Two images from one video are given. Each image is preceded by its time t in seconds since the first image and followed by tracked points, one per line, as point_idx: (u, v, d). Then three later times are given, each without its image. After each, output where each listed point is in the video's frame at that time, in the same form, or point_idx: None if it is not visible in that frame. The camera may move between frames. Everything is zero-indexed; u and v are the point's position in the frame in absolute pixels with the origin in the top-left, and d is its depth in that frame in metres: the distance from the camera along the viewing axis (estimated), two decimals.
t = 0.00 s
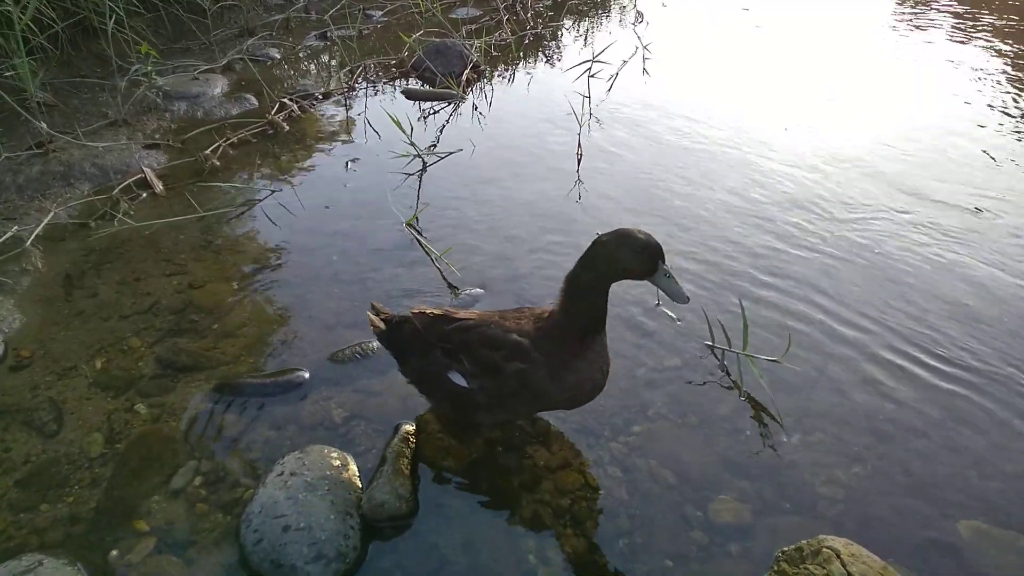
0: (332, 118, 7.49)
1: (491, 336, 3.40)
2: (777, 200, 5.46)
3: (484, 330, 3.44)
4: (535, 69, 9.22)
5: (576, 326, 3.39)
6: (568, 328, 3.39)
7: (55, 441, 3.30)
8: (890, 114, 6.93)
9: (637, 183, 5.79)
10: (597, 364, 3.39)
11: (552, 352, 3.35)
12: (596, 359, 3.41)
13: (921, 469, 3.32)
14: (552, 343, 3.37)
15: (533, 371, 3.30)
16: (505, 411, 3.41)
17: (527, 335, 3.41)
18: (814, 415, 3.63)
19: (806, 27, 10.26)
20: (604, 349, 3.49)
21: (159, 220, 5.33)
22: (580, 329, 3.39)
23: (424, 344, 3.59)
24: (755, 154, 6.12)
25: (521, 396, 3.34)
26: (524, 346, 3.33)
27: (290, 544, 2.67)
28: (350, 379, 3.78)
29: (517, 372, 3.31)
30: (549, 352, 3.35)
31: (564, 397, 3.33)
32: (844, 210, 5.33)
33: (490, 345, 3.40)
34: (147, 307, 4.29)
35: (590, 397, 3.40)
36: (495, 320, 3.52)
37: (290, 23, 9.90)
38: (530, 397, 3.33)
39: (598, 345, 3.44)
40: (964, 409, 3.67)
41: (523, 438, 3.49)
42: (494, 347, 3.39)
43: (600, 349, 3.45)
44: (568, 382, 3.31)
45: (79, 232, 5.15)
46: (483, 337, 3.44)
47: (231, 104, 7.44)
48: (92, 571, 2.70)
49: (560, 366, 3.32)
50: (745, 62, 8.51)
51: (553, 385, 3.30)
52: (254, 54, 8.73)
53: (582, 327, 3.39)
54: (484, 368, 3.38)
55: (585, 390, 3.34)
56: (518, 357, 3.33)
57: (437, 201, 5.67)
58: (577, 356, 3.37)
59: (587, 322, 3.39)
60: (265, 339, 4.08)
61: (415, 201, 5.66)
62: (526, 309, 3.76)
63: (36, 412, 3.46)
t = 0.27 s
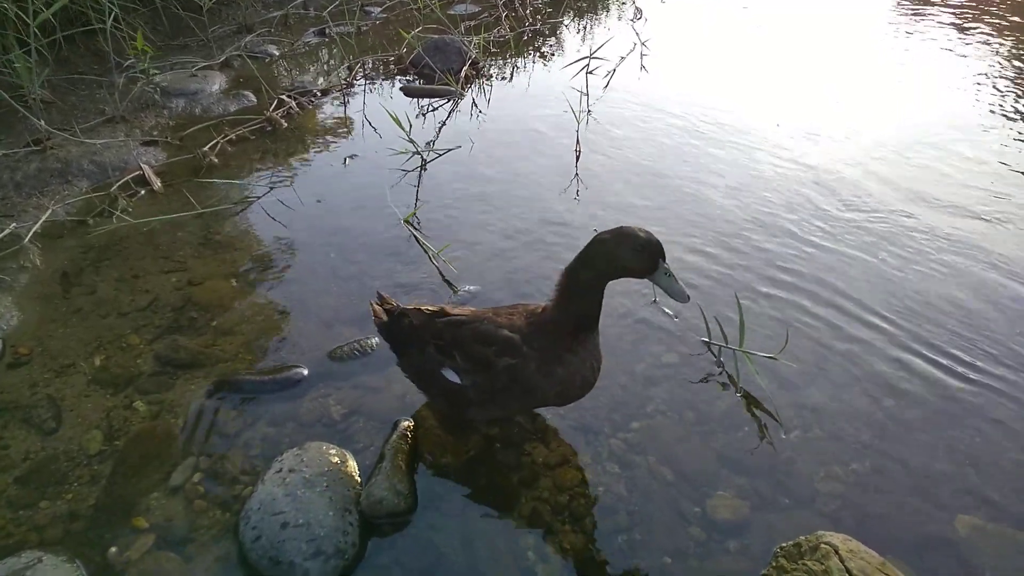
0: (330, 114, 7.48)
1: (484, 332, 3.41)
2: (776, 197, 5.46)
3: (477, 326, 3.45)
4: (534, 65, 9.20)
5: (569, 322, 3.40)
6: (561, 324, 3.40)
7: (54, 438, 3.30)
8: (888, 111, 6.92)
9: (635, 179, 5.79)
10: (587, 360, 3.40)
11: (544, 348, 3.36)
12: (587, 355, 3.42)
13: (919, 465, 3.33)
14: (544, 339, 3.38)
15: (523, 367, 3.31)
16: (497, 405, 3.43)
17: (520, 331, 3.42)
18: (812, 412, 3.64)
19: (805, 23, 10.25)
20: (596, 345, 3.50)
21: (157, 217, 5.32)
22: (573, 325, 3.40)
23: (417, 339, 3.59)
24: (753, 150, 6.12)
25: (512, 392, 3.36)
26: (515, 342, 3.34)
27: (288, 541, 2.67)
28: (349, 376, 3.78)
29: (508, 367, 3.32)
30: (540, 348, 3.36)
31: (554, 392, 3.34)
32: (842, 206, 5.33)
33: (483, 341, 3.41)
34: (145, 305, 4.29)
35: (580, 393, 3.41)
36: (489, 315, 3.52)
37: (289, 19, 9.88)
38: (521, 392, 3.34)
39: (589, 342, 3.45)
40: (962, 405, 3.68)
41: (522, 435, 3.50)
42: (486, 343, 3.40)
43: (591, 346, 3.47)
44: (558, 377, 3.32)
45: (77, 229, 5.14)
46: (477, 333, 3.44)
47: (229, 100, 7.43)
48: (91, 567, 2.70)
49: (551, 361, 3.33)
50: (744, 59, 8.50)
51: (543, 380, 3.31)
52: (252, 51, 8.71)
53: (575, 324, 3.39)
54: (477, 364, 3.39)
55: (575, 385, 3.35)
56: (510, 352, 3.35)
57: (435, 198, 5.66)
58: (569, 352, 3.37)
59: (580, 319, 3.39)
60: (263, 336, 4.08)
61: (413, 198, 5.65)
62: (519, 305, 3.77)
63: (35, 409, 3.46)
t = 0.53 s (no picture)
0: (325, 106, 7.44)
1: (475, 326, 3.36)
2: (772, 190, 5.45)
3: (468, 320, 3.40)
4: (530, 57, 9.17)
5: (561, 314, 3.37)
6: (553, 316, 3.37)
7: (48, 431, 3.29)
8: (884, 104, 6.92)
9: (631, 171, 5.78)
10: (581, 352, 3.37)
11: (537, 340, 3.32)
12: (580, 347, 3.40)
13: (913, 457, 3.34)
14: (536, 331, 3.35)
15: (515, 359, 3.27)
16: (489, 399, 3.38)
17: (511, 323, 3.38)
18: (807, 404, 3.64)
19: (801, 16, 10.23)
20: (589, 336, 3.48)
21: (151, 210, 5.30)
22: (565, 317, 3.37)
23: (407, 334, 3.52)
24: (750, 143, 6.11)
25: (504, 385, 3.31)
26: (507, 335, 3.30)
27: (283, 534, 2.66)
28: (344, 369, 3.78)
29: (500, 360, 3.28)
30: (532, 340, 3.32)
31: (548, 384, 3.29)
32: (838, 199, 5.33)
33: (474, 335, 3.35)
34: (140, 297, 4.27)
35: (573, 384, 3.37)
36: (479, 309, 3.47)
37: (284, 11, 9.82)
38: (513, 385, 3.30)
39: (582, 334, 3.44)
40: (956, 397, 3.69)
41: (516, 427, 3.49)
42: (477, 336, 3.35)
43: (583, 337, 3.45)
44: (550, 368, 3.28)
45: (71, 222, 5.11)
46: (468, 327, 3.39)
47: (224, 92, 7.39)
48: (86, 560, 2.70)
49: (543, 353, 3.30)
50: (740, 51, 8.48)
51: (535, 372, 3.27)
52: (247, 42, 8.65)
53: (567, 315, 3.37)
54: (468, 358, 3.34)
55: (568, 376, 3.31)
56: (501, 345, 3.30)
57: (430, 190, 5.64)
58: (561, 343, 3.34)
59: (572, 310, 3.37)
60: (258, 329, 4.07)
61: (408, 191, 5.63)
62: (507, 299, 3.72)
63: (28, 403, 3.44)
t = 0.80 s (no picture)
0: (323, 103, 7.44)
1: (470, 324, 3.35)
2: (770, 187, 5.46)
3: (463, 318, 3.39)
4: (528, 54, 9.16)
5: (557, 313, 3.35)
6: (549, 314, 3.35)
7: (46, 429, 3.29)
8: (882, 101, 6.92)
9: (630, 168, 5.77)
10: (576, 352, 3.34)
11: (532, 338, 3.31)
12: (575, 347, 3.36)
13: (911, 455, 3.34)
14: (532, 329, 3.33)
15: (510, 358, 3.26)
16: (485, 396, 3.38)
17: (507, 321, 3.37)
18: (805, 402, 3.65)
19: (800, 13, 10.23)
20: (586, 334, 3.46)
21: (149, 207, 5.29)
22: (561, 315, 3.35)
23: (404, 330, 3.52)
24: (748, 140, 6.11)
25: (499, 383, 3.31)
26: (502, 333, 3.29)
27: (281, 531, 2.66)
28: (342, 366, 3.78)
29: (494, 359, 3.27)
30: (527, 338, 3.31)
31: (543, 382, 3.29)
32: (837, 196, 5.33)
33: (470, 333, 3.35)
34: (138, 295, 4.27)
35: (569, 382, 3.36)
36: (477, 306, 3.46)
37: (282, 8, 9.81)
38: (508, 384, 3.30)
39: (578, 334, 3.39)
40: (954, 394, 3.69)
41: (515, 424, 3.50)
42: (473, 334, 3.34)
43: (580, 338, 3.41)
44: (544, 367, 3.27)
45: (69, 219, 5.11)
46: (463, 325, 3.38)
47: (222, 90, 7.38)
48: (84, 557, 2.70)
49: (538, 352, 3.29)
50: (739, 48, 8.48)
51: (530, 370, 3.26)
52: (245, 39, 8.63)
53: (563, 314, 3.34)
54: (464, 356, 3.34)
55: (564, 374, 3.30)
56: (496, 343, 3.29)
57: (429, 188, 5.64)
58: (557, 342, 3.32)
59: (568, 309, 3.35)
60: (256, 326, 4.07)
61: (407, 188, 5.63)
62: (508, 297, 3.71)
63: (26, 400, 3.44)
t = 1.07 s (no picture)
0: (323, 99, 7.43)
1: (469, 322, 3.34)
2: (770, 183, 5.45)
3: (462, 315, 3.39)
4: (528, 50, 9.14)
5: (556, 310, 3.34)
6: (547, 312, 3.34)
7: (46, 426, 3.29)
8: (882, 97, 6.91)
9: (629, 164, 5.76)
10: (574, 350, 3.34)
11: (531, 336, 3.31)
12: (575, 344, 3.37)
13: (910, 450, 3.34)
14: (530, 327, 3.33)
15: (508, 356, 3.25)
16: (484, 394, 3.38)
17: (505, 319, 3.36)
18: (805, 397, 3.64)
19: (800, 9, 10.21)
20: (585, 332, 3.45)
21: (149, 204, 5.28)
22: (560, 313, 3.34)
23: (403, 328, 3.52)
24: (748, 136, 6.10)
25: (497, 381, 3.31)
26: (500, 331, 3.29)
27: (280, 527, 2.66)
28: (342, 363, 3.78)
29: (492, 356, 3.27)
30: (526, 336, 3.30)
31: (541, 380, 3.29)
32: (837, 192, 5.32)
33: (468, 331, 3.34)
34: (137, 292, 4.27)
35: (568, 380, 3.35)
36: (475, 304, 3.45)
37: (281, 4, 9.79)
38: (506, 381, 3.29)
39: (578, 331, 3.39)
40: (954, 389, 3.68)
41: (514, 420, 3.50)
42: (471, 332, 3.34)
43: (579, 334, 3.41)
44: (542, 365, 3.27)
45: (68, 216, 5.10)
46: (462, 322, 3.37)
47: (221, 86, 7.37)
48: (84, 554, 2.70)
49: (536, 349, 3.28)
50: (739, 44, 8.47)
51: (527, 368, 3.26)
52: (244, 35, 8.62)
53: (562, 311, 3.33)
54: (462, 353, 3.33)
55: (562, 372, 3.30)
56: (494, 341, 3.29)
57: (428, 184, 5.63)
58: (555, 339, 3.32)
59: (567, 307, 3.34)
60: (256, 323, 4.07)
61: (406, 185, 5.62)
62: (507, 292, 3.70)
63: (26, 397, 3.44)
